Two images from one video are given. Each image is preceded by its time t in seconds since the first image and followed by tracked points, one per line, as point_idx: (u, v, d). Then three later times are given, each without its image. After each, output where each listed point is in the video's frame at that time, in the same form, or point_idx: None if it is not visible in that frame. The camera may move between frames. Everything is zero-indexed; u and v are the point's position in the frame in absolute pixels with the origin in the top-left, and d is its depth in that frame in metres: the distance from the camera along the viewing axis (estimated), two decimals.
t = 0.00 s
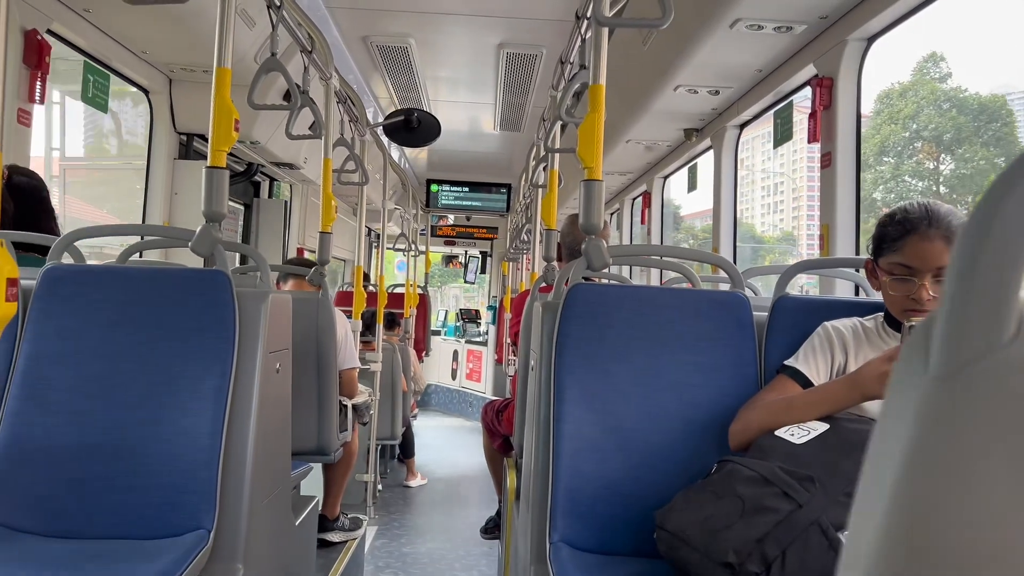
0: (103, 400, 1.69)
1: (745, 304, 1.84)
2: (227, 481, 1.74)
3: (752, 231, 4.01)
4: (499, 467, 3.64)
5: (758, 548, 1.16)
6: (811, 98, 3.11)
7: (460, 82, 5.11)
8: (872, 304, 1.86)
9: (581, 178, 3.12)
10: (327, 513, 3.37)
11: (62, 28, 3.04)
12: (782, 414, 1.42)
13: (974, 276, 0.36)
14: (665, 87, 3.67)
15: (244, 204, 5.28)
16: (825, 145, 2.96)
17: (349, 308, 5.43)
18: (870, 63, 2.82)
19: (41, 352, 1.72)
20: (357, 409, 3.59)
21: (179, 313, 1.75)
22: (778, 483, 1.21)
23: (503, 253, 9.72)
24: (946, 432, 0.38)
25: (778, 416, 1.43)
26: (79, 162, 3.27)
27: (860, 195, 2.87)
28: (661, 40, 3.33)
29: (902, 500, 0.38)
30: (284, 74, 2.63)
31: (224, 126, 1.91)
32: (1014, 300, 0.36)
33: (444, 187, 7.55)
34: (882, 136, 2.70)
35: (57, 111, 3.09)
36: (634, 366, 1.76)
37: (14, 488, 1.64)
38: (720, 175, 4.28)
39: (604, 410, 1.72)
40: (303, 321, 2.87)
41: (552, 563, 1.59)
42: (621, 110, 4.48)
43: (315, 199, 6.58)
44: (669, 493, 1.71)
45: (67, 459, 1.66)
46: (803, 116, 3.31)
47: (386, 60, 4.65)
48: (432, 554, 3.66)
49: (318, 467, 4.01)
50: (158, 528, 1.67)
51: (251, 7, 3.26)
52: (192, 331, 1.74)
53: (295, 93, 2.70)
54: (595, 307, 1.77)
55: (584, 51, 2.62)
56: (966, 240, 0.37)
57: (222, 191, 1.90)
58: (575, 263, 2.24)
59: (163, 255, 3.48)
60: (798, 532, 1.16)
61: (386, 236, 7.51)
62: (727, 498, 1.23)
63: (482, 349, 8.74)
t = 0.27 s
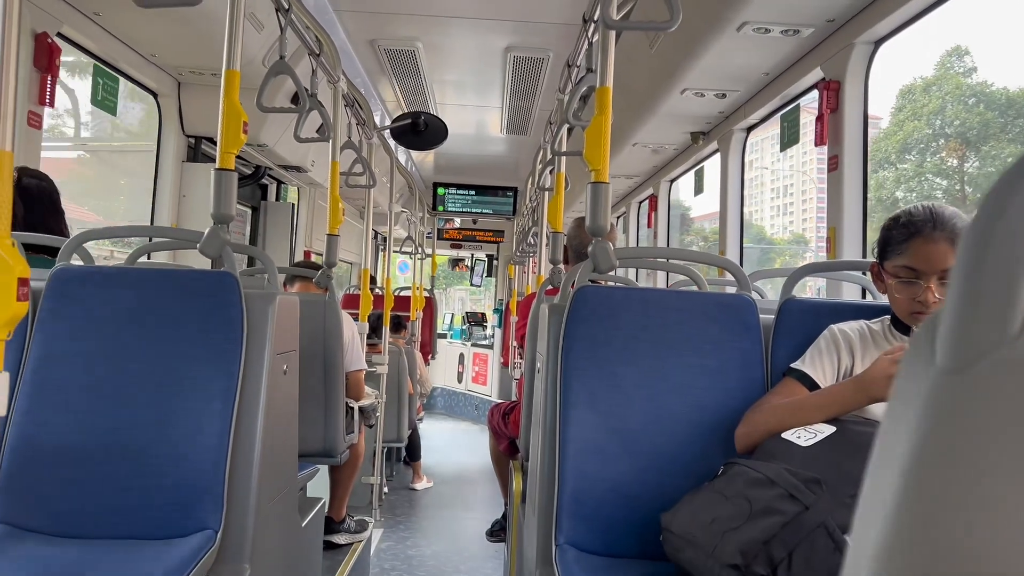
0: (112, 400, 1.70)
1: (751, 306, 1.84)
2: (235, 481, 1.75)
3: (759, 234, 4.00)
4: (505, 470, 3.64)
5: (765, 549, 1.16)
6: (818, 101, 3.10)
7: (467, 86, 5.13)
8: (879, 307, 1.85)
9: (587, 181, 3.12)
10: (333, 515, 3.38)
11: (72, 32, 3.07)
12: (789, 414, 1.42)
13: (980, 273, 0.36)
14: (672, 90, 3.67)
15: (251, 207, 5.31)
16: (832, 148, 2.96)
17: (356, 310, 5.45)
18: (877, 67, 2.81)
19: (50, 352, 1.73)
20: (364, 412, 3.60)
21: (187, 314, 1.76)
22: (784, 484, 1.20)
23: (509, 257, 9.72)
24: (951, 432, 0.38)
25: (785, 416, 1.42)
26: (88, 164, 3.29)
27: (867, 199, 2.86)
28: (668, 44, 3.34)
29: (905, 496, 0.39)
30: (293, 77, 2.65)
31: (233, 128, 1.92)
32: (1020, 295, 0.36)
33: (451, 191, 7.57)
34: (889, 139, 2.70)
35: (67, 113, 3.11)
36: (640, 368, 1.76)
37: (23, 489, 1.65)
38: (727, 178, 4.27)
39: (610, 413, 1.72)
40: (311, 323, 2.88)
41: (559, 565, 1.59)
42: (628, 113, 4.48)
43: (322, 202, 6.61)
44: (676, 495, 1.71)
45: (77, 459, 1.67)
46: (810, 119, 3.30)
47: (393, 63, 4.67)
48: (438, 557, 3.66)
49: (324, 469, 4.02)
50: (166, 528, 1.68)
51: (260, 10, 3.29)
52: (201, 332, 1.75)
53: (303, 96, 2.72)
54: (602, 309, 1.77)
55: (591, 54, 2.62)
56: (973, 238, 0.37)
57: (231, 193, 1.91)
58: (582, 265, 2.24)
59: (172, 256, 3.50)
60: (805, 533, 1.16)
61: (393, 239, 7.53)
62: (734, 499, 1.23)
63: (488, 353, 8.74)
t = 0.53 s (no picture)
0: (120, 402, 1.72)
1: (758, 309, 1.83)
2: (242, 483, 1.76)
3: (766, 238, 3.99)
4: (512, 474, 3.64)
5: (772, 553, 1.15)
6: (826, 104, 3.09)
7: (474, 90, 5.15)
8: (886, 310, 1.84)
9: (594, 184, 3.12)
10: (341, 518, 3.39)
11: (83, 38, 3.11)
12: (798, 416, 1.41)
13: (981, 265, 0.36)
14: (679, 94, 3.67)
15: (260, 211, 5.34)
16: (839, 152, 2.95)
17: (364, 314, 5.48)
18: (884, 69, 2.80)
19: (61, 355, 1.74)
20: (371, 415, 3.60)
21: (196, 317, 1.77)
22: (790, 488, 1.20)
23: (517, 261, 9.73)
24: (957, 425, 0.38)
25: (793, 419, 1.42)
26: (98, 169, 3.32)
27: (875, 202, 2.85)
28: (675, 47, 3.35)
29: (909, 495, 0.38)
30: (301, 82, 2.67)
31: (241, 132, 1.94)
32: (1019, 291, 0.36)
33: (459, 195, 7.59)
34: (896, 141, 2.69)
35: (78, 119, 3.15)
36: (647, 371, 1.75)
37: (33, 490, 1.67)
38: (734, 181, 4.26)
39: (616, 416, 1.72)
40: (319, 326, 2.90)
41: (565, 568, 1.59)
42: (635, 117, 4.49)
43: (331, 206, 6.64)
44: (682, 498, 1.71)
45: (86, 461, 1.68)
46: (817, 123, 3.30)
47: (401, 68, 4.69)
48: (445, 560, 3.66)
49: (332, 471, 4.04)
50: (175, 530, 1.69)
51: (268, 16, 3.32)
52: (209, 335, 1.77)
53: (311, 100, 2.74)
54: (608, 312, 1.77)
55: (598, 58, 2.63)
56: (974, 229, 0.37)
57: (239, 197, 1.93)
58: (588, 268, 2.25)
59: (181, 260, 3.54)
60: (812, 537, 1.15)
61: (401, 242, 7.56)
62: (741, 502, 1.22)
63: (496, 357, 8.74)
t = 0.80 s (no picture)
0: (134, 404, 1.72)
1: (771, 310, 1.82)
2: (255, 484, 1.77)
3: (778, 241, 3.97)
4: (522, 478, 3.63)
5: (786, 553, 1.14)
6: (838, 107, 3.08)
7: (484, 95, 5.17)
8: (901, 312, 1.82)
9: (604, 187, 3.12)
10: (352, 521, 3.39)
11: (97, 42, 3.15)
12: (813, 417, 1.40)
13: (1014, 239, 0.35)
14: (690, 97, 3.67)
15: (271, 216, 5.38)
16: (852, 154, 2.94)
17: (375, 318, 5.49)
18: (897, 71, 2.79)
19: (75, 356, 1.75)
20: (382, 419, 3.61)
21: (210, 319, 1.78)
22: (805, 488, 1.18)
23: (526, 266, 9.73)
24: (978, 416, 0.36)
25: (808, 420, 1.40)
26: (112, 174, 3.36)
27: (887, 204, 2.83)
28: (685, 50, 3.35)
29: (939, 480, 0.37)
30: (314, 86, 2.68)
31: (255, 134, 1.96)
32: None
33: (469, 200, 7.61)
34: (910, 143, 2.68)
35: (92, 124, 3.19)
36: (659, 374, 1.75)
37: (48, 491, 1.67)
38: (745, 185, 4.25)
39: (629, 418, 1.71)
40: (331, 329, 2.91)
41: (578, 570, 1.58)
42: (646, 121, 4.49)
43: (342, 211, 6.68)
44: (695, 500, 1.69)
45: (100, 462, 1.69)
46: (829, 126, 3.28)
47: (412, 73, 4.72)
48: (455, 565, 3.65)
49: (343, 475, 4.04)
50: (188, 531, 1.69)
51: (281, 21, 3.35)
52: (223, 336, 1.78)
53: (323, 104, 2.76)
54: (620, 314, 1.77)
55: (610, 61, 2.63)
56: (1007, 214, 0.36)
57: (253, 199, 1.94)
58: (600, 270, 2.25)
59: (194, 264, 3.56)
60: (827, 538, 1.14)
61: (411, 247, 7.59)
62: (755, 503, 1.21)
63: (506, 362, 8.72)
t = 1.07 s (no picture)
0: (146, 410, 1.73)
1: (783, 317, 1.81)
2: (265, 491, 1.78)
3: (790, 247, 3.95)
4: (532, 484, 3.62)
5: (799, 562, 1.13)
6: (849, 112, 3.06)
7: (494, 101, 5.18)
8: (914, 319, 1.80)
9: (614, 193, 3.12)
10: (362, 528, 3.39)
11: (110, 50, 3.18)
12: (826, 425, 1.38)
13: None
14: (700, 103, 3.66)
15: (282, 222, 5.41)
16: (863, 160, 2.92)
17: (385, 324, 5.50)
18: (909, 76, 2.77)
19: (89, 363, 1.77)
20: (392, 425, 3.61)
21: (221, 326, 1.79)
22: (818, 497, 1.17)
23: (536, 271, 9.72)
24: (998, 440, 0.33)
25: (821, 428, 1.39)
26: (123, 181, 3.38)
27: (900, 209, 2.81)
28: (695, 56, 3.34)
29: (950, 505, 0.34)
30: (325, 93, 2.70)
31: (266, 142, 1.97)
32: None
33: (478, 206, 7.62)
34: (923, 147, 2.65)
35: (104, 131, 3.21)
36: (670, 381, 1.73)
37: (62, 497, 1.69)
38: (756, 191, 4.23)
39: (640, 427, 1.70)
40: (341, 336, 2.92)
41: None
42: (656, 126, 4.48)
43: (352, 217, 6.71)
44: (706, 508, 1.68)
45: (112, 468, 1.70)
46: (841, 131, 3.26)
47: (422, 79, 4.74)
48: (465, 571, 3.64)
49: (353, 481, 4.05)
50: (198, 538, 1.70)
51: (291, 28, 3.37)
52: (234, 344, 1.78)
53: (334, 111, 2.77)
54: (631, 321, 1.76)
55: (619, 68, 2.63)
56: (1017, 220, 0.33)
57: (264, 207, 1.95)
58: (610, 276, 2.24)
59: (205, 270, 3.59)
60: (840, 547, 1.13)
61: (421, 253, 7.60)
62: (767, 512, 1.20)
63: (516, 367, 8.71)
